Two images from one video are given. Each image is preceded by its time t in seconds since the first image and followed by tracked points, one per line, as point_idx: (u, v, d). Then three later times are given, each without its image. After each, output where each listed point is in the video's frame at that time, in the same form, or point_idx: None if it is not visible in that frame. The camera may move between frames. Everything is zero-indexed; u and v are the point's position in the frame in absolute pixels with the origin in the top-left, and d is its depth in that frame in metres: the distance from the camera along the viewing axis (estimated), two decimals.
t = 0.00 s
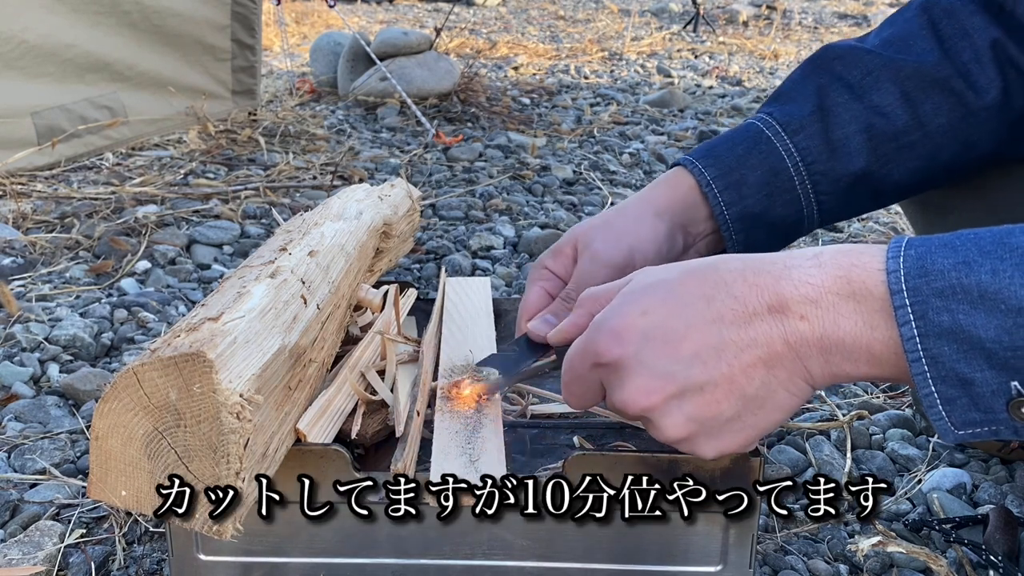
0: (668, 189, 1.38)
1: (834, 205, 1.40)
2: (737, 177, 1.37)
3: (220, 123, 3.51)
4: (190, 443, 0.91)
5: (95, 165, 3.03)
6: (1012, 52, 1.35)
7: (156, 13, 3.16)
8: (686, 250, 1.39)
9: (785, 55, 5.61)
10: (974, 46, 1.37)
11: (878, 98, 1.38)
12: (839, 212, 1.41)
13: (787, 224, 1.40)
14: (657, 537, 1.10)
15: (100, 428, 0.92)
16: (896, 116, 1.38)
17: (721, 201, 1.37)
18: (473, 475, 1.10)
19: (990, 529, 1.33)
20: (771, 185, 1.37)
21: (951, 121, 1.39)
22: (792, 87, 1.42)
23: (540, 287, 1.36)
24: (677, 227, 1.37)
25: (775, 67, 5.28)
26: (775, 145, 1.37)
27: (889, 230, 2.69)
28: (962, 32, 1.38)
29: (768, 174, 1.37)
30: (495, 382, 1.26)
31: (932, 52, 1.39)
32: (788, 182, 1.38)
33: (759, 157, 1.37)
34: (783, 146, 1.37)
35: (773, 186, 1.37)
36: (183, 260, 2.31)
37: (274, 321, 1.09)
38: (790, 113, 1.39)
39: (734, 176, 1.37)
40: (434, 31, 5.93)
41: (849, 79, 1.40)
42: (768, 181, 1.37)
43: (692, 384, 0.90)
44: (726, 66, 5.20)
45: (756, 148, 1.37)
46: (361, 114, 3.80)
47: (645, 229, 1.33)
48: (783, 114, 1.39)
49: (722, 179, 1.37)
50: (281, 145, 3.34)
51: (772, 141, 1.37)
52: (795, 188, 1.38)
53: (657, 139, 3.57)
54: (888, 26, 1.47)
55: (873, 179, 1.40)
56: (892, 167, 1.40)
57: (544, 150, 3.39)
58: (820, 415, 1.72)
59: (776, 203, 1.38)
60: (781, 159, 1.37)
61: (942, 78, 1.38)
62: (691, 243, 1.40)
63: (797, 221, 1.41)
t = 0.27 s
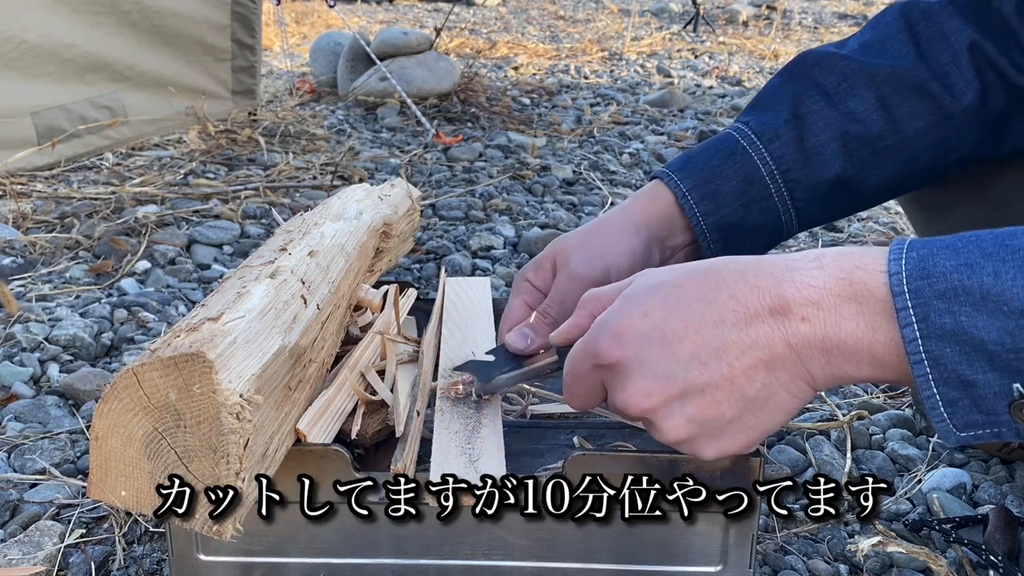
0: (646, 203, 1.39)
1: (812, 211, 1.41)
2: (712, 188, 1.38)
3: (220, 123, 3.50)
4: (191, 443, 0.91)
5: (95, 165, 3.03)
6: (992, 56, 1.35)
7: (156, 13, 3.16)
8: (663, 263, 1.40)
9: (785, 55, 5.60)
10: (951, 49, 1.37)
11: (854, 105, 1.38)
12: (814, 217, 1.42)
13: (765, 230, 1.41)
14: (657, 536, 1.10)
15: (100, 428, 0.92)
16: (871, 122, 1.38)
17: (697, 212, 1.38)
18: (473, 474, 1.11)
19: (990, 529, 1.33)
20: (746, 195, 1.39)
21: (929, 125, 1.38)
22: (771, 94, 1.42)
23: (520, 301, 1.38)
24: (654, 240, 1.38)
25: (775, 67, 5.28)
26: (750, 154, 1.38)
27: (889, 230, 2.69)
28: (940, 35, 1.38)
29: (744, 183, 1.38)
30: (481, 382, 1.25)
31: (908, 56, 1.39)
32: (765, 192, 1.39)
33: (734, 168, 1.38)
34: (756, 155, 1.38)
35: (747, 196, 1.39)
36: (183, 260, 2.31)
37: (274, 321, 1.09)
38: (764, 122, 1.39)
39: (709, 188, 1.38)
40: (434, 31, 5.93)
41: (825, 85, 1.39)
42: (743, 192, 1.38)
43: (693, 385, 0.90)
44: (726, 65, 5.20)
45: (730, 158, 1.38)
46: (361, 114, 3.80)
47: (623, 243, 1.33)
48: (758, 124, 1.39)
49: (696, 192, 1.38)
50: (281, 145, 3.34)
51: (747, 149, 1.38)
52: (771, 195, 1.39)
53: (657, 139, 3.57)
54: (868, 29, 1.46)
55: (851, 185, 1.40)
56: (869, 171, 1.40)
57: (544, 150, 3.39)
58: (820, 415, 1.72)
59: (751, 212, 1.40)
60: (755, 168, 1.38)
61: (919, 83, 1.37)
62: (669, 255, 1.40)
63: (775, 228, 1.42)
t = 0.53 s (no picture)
0: (669, 188, 1.39)
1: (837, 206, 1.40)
2: (740, 178, 1.37)
3: (220, 123, 3.50)
4: (190, 443, 0.91)
5: (95, 165, 3.03)
6: (1018, 57, 1.36)
7: (156, 13, 3.16)
8: (694, 247, 1.39)
9: (785, 55, 5.61)
10: (978, 50, 1.37)
11: (883, 102, 1.38)
12: (843, 213, 1.41)
13: (791, 225, 1.40)
14: (657, 537, 1.10)
15: (100, 428, 0.92)
16: (892, 117, 1.37)
17: (724, 202, 1.37)
18: (473, 474, 1.11)
19: (990, 529, 1.33)
20: (774, 186, 1.37)
21: (956, 126, 1.39)
22: (797, 89, 1.41)
23: (555, 294, 1.34)
24: (684, 224, 1.37)
25: (775, 67, 5.28)
26: (777, 147, 1.37)
27: (889, 230, 2.69)
28: (968, 36, 1.38)
29: (772, 175, 1.37)
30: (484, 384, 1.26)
31: (937, 56, 1.39)
32: (791, 185, 1.37)
33: (763, 160, 1.37)
34: (786, 148, 1.37)
35: (776, 188, 1.37)
36: (183, 260, 2.31)
37: (274, 321, 1.09)
38: (793, 115, 1.38)
39: (737, 177, 1.37)
40: (433, 31, 5.93)
41: (853, 82, 1.39)
42: (771, 183, 1.37)
43: (692, 390, 0.90)
44: (725, 65, 5.20)
45: (759, 150, 1.37)
46: (361, 114, 3.80)
47: (652, 224, 1.33)
48: (787, 117, 1.38)
49: (725, 181, 1.36)
50: (281, 145, 3.34)
51: (775, 142, 1.37)
52: (798, 190, 1.38)
53: (657, 139, 3.57)
54: (894, 30, 1.47)
55: (877, 181, 1.40)
56: (895, 169, 1.40)
57: (544, 150, 3.39)
58: (820, 415, 1.72)
59: (779, 205, 1.38)
60: (784, 161, 1.37)
61: (948, 82, 1.38)
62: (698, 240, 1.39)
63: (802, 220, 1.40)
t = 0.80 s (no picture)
0: (665, 181, 1.38)
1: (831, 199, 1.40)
2: (734, 169, 1.37)
3: (220, 123, 3.50)
4: (190, 442, 0.91)
5: (95, 165, 3.03)
6: (1011, 53, 1.36)
7: (156, 13, 3.16)
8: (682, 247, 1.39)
9: (785, 55, 5.61)
10: (972, 44, 1.37)
11: (875, 96, 1.38)
12: (833, 206, 1.41)
13: (782, 218, 1.40)
14: (657, 537, 1.10)
15: (100, 428, 0.92)
16: (892, 117, 1.37)
17: (717, 194, 1.37)
18: (473, 474, 1.11)
19: (990, 529, 1.33)
20: (767, 180, 1.37)
21: (948, 120, 1.38)
22: (789, 84, 1.41)
23: (545, 285, 1.35)
24: (677, 219, 1.37)
25: (775, 67, 5.28)
26: (770, 139, 1.37)
27: (889, 230, 2.69)
28: (961, 31, 1.38)
29: (763, 168, 1.37)
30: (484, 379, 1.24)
31: (930, 51, 1.39)
32: (784, 177, 1.38)
33: (755, 152, 1.37)
34: (778, 141, 1.37)
35: (769, 181, 1.38)
36: (183, 260, 2.31)
37: (274, 321, 1.09)
38: (785, 108, 1.39)
39: (730, 168, 1.37)
40: (434, 31, 5.93)
41: (846, 75, 1.39)
42: (763, 176, 1.37)
43: (693, 391, 0.90)
44: (726, 65, 5.20)
45: (751, 142, 1.37)
46: (361, 114, 3.80)
47: (644, 218, 1.33)
48: (780, 110, 1.39)
49: (717, 173, 1.37)
50: (281, 145, 3.34)
51: (768, 135, 1.37)
52: (789, 182, 1.38)
53: (657, 139, 3.57)
54: (889, 26, 1.48)
55: (869, 175, 1.40)
56: (889, 162, 1.39)
57: (544, 150, 3.39)
58: (821, 415, 1.72)
59: (771, 198, 1.38)
60: (776, 153, 1.37)
61: (941, 77, 1.38)
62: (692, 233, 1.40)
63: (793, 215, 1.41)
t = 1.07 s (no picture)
0: (644, 194, 1.37)
1: (812, 205, 1.40)
2: (712, 181, 1.36)
3: (220, 123, 3.50)
4: (190, 443, 0.91)
5: (95, 165, 3.03)
6: (992, 53, 1.35)
7: (156, 13, 3.16)
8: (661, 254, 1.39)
9: (785, 55, 5.61)
10: (953, 45, 1.37)
11: (855, 100, 1.38)
12: (814, 212, 1.41)
13: (763, 225, 1.40)
14: (657, 537, 1.10)
15: (100, 428, 0.92)
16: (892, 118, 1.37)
17: (696, 204, 1.36)
18: (473, 474, 1.11)
19: (990, 529, 1.33)
20: (746, 189, 1.37)
21: (928, 122, 1.38)
22: (768, 91, 1.41)
23: (519, 295, 1.37)
24: (656, 227, 1.37)
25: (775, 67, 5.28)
26: (750, 148, 1.37)
27: (889, 230, 2.69)
28: (941, 31, 1.38)
29: (743, 176, 1.37)
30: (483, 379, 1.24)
31: (910, 53, 1.39)
32: (764, 186, 1.38)
33: (735, 161, 1.37)
34: (757, 149, 1.37)
35: (748, 190, 1.37)
36: (183, 260, 2.31)
37: (274, 321, 1.09)
38: (764, 115, 1.38)
39: (708, 179, 1.36)
40: (434, 31, 5.93)
41: (826, 80, 1.39)
42: (742, 185, 1.37)
43: (695, 397, 0.90)
44: (726, 65, 5.20)
45: (731, 151, 1.37)
46: (361, 114, 3.80)
47: (618, 238, 1.32)
48: (759, 117, 1.38)
49: (696, 183, 1.36)
50: (281, 145, 3.34)
51: (747, 143, 1.37)
52: (770, 190, 1.38)
53: (657, 139, 3.57)
54: (871, 26, 1.47)
55: (850, 180, 1.40)
56: (869, 167, 1.39)
57: (544, 150, 3.39)
58: (821, 415, 1.72)
59: (751, 206, 1.38)
60: (756, 162, 1.37)
61: (920, 78, 1.37)
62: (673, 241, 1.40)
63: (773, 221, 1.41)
